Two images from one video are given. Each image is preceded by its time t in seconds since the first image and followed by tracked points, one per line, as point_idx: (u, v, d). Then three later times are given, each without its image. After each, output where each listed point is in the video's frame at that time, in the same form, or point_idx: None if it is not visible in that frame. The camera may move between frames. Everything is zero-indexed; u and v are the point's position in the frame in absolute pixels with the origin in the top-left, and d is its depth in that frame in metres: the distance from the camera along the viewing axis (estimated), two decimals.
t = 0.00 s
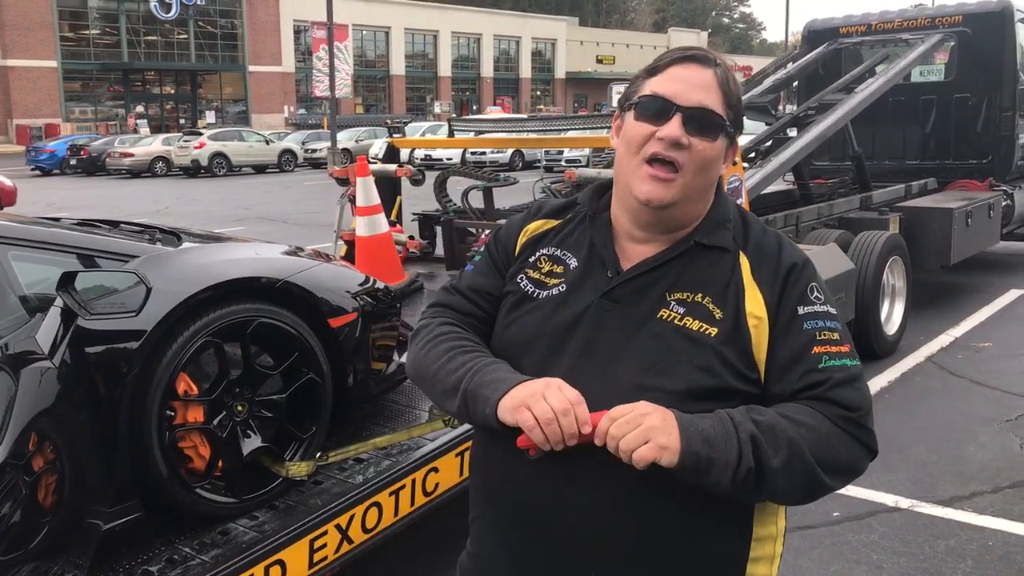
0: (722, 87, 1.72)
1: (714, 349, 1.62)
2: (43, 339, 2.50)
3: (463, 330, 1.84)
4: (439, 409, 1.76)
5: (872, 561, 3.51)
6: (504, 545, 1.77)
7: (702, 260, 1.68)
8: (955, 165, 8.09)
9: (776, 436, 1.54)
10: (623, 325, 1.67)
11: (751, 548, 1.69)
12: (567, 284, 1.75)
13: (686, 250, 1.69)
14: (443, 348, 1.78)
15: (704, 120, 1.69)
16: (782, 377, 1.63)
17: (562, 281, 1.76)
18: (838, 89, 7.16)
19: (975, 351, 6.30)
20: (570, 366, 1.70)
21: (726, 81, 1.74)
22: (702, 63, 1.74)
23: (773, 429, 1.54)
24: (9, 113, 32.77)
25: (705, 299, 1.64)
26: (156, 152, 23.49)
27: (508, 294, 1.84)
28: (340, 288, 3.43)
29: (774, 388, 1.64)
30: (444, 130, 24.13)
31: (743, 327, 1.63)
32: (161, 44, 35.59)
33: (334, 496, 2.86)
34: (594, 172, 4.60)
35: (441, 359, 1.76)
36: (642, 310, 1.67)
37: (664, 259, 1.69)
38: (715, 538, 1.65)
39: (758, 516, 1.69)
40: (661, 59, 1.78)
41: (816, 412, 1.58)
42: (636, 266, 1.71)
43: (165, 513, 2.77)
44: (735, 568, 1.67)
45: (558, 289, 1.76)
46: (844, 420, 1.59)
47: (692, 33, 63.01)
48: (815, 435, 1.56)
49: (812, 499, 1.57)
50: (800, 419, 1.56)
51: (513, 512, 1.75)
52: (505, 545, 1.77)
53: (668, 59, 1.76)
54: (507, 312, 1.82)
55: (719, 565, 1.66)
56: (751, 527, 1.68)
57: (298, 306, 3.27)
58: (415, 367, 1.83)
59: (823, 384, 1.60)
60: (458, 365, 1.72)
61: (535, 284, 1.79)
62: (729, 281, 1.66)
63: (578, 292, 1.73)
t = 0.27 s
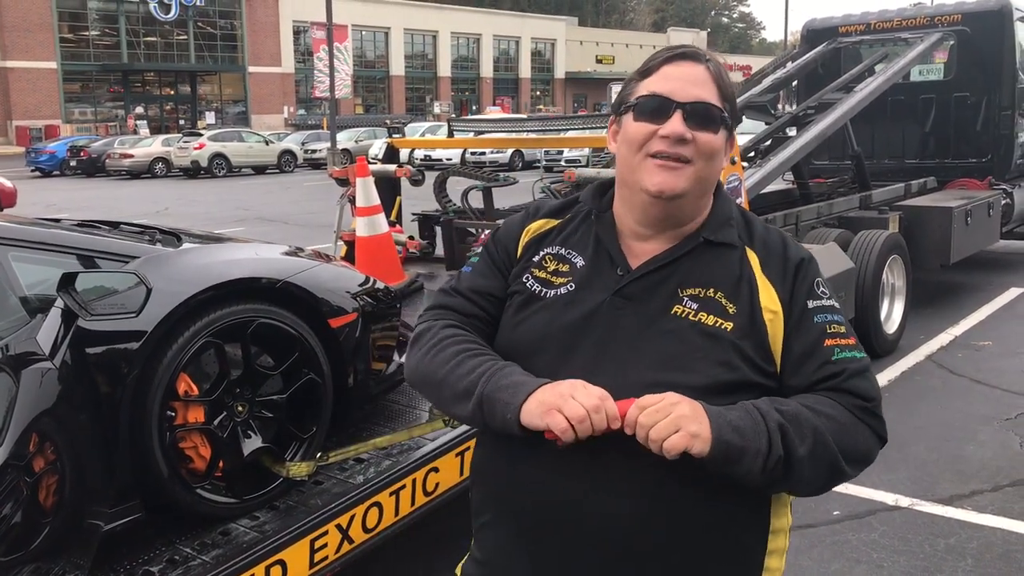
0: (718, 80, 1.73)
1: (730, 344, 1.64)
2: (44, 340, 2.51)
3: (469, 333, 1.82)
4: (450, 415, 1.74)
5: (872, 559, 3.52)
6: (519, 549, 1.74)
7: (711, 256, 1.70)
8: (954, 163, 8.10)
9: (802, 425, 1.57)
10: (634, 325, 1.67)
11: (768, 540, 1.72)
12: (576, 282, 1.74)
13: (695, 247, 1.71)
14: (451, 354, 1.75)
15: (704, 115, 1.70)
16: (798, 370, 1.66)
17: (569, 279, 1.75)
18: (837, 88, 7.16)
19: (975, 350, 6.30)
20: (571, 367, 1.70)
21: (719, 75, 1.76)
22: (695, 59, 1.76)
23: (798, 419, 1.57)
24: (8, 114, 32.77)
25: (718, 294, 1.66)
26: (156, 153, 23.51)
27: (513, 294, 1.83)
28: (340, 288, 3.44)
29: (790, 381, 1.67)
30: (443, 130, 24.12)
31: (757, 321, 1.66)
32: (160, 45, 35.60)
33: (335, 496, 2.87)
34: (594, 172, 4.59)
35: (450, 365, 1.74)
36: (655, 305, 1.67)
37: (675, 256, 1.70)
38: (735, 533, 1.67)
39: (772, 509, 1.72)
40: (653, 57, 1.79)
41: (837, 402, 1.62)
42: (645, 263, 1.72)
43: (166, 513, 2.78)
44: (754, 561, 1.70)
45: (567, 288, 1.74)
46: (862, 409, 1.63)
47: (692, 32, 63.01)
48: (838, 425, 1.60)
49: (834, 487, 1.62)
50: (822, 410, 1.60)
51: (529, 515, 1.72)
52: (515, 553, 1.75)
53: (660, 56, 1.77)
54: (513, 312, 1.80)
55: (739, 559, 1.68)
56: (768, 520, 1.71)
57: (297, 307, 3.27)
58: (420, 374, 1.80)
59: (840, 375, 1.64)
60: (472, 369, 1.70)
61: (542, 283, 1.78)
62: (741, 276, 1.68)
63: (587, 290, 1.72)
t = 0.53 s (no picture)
0: (696, 82, 1.74)
1: (733, 342, 1.67)
2: (45, 341, 2.52)
3: (467, 347, 1.76)
4: (458, 438, 1.67)
5: (873, 558, 3.52)
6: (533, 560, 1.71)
7: (706, 257, 1.72)
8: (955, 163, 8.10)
9: (817, 419, 1.62)
10: (638, 328, 1.67)
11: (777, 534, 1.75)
12: (574, 290, 1.71)
13: (688, 249, 1.72)
14: (455, 373, 1.68)
15: (684, 118, 1.71)
16: (799, 362, 1.71)
17: (567, 287, 1.72)
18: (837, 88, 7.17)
19: (976, 349, 6.30)
20: (571, 371, 1.70)
21: (697, 77, 1.77)
22: (672, 62, 1.76)
23: (812, 411, 1.62)
24: (9, 115, 32.79)
25: (717, 294, 1.69)
26: (157, 154, 23.52)
27: (508, 305, 1.77)
28: (340, 288, 3.44)
29: (792, 374, 1.72)
30: (444, 130, 24.12)
31: (758, 318, 1.69)
32: (161, 46, 35.61)
33: (336, 496, 2.87)
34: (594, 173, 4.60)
35: (456, 385, 1.67)
36: (656, 308, 1.68)
37: (668, 261, 1.71)
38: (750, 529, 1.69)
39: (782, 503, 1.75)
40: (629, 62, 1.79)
41: (842, 393, 1.68)
42: (640, 268, 1.72)
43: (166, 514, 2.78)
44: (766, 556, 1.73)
45: (565, 296, 1.71)
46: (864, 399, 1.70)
47: (692, 32, 63.00)
48: (846, 415, 1.66)
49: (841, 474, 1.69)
50: (831, 401, 1.65)
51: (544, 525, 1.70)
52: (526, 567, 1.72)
53: (637, 62, 1.77)
54: (510, 323, 1.76)
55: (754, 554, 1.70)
56: (777, 512, 1.73)
57: (297, 308, 3.27)
58: (421, 397, 1.72)
59: (840, 364, 1.70)
60: (484, 387, 1.64)
61: (538, 293, 1.74)
62: (736, 274, 1.71)
63: (587, 296, 1.70)
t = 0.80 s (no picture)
0: (660, 77, 1.74)
1: (720, 335, 1.71)
2: (48, 341, 2.53)
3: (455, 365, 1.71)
4: (457, 457, 1.63)
5: (875, 558, 3.52)
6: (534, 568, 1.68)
7: (683, 254, 1.74)
8: (957, 162, 8.09)
9: (818, 410, 1.68)
10: (631, 330, 1.67)
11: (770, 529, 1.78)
12: (560, 296, 1.69)
13: (667, 247, 1.74)
14: (449, 392, 1.63)
15: (651, 115, 1.71)
16: (785, 351, 1.77)
17: (552, 293, 1.70)
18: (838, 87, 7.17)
19: (978, 348, 6.29)
20: (566, 377, 1.67)
21: (660, 72, 1.77)
22: (634, 58, 1.76)
23: (813, 402, 1.68)
24: (11, 116, 32.82)
25: (700, 290, 1.71)
26: (158, 155, 23.53)
27: (492, 315, 1.73)
28: (342, 288, 3.44)
29: (779, 363, 1.78)
30: (446, 130, 24.13)
31: (742, 311, 1.74)
32: (162, 46, 35.62)
33: (339, 496, 2.88)
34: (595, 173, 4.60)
35: (451, 404, 1.62)
36: (644, 308, 1.68)
37: (649, 260, 1.71)
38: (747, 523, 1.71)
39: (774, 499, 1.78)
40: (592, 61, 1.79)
41: (830, 378, 1.76)
42: (622, 269, 1.72)
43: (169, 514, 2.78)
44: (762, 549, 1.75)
45: (552, 303, 1.69)
46: (849, 383, 1.79)
47: (694, 32, 62.94)
48: (838, 401, 1.73)
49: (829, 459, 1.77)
50: (825, 389, 1.73)
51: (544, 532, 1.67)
52: None
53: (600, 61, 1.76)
54: (497, 332, 1.72)
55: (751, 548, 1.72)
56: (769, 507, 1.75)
57: (298, 308, 3.28)
58: (414, 420, 1.66)
59: (821, 352, 1.78)
60: (484, 403, 1.60)
61: (524, 301, 1.70)
62: (717, 269, 1.74)
63: (574, 300, 1.69)
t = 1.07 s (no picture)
0: (609, 72, 1.73)
1: (687, 333, 1.71)
2: (52, 340, 2.53)
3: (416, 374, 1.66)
4: (417, 469, 1.56)
5: (878, 560, 3.51)
6: None
7: (644, 254, 1.73)
8: (959, 163, 8.08)
9: (796, 403, 1.75)
10: (598, 331, 1.65)
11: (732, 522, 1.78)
12: (526, 299, 1.65)
13: (628, 246, 1.73)
14: (408, 402, 1.57)
15: (602, 110, 1.70)
16: (752, 348, 1.82)
17: (517, 296, 1.65)
18: (842, 88, 7.17)
19: (981, 350, 6.28)
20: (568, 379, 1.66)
21: (610, 67, 1.76)
22: (583, 55, 1.75)
23: (793, 397, 1.74)
24: (14, 116, 32.88)
25: (663, 289, 1.71)
26: (161, 155, 23.57)
27: (454, 321, 1.67)
28: (345, 289, 3.43)
29: (746, 359, 1.82)
30: (449, 131, 24.15)
31: (707, 309, 1.75)
32: (165, 47, 35.67)
33: (342, 497, 2.89)
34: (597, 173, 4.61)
35: (412, 413, 1.56)
36: (610, 308, 1.67)
37: (609, 260, 1.70)
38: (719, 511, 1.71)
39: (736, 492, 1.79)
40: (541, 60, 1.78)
41: (796, 371, 1.82)
42: (583, 270, 1.70)
43: (172, 513, 2.78)
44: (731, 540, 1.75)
45: (518, 306, 1.65)
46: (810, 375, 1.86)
47: (696, 32, 62.95)
48: (806, 394, 1.80)
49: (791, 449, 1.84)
50: (795, 383, 1.78)
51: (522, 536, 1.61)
52: None
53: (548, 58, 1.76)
54: (462, 339, 1.66)
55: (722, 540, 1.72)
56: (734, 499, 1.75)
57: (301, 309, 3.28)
58: (372, 433, 1.59)
59: (785, 347, 1.85)
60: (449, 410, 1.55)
61: (488, 306, 1.65)
62: (678, 268, 1.74)
63: (539, 303, 1.65)
